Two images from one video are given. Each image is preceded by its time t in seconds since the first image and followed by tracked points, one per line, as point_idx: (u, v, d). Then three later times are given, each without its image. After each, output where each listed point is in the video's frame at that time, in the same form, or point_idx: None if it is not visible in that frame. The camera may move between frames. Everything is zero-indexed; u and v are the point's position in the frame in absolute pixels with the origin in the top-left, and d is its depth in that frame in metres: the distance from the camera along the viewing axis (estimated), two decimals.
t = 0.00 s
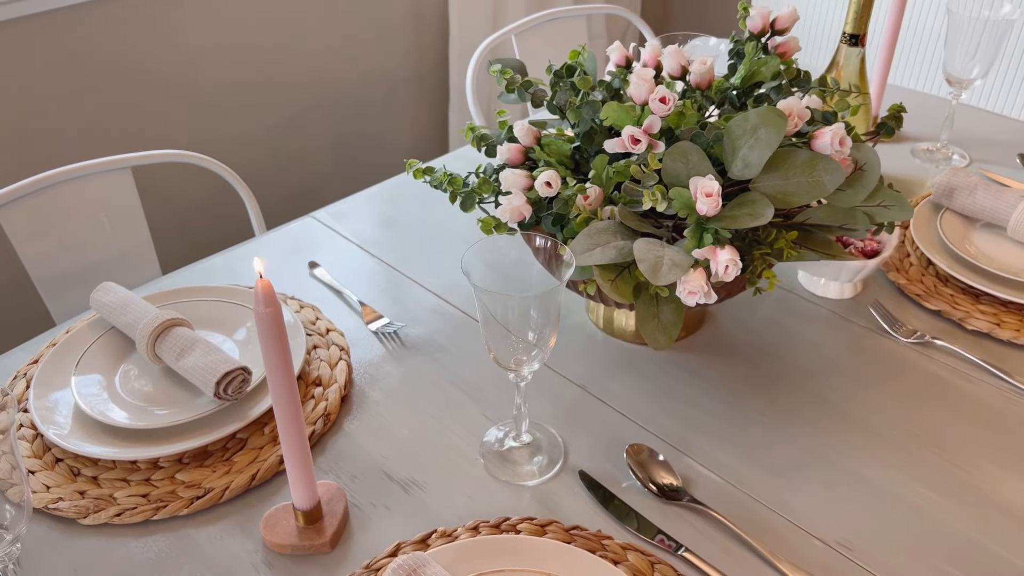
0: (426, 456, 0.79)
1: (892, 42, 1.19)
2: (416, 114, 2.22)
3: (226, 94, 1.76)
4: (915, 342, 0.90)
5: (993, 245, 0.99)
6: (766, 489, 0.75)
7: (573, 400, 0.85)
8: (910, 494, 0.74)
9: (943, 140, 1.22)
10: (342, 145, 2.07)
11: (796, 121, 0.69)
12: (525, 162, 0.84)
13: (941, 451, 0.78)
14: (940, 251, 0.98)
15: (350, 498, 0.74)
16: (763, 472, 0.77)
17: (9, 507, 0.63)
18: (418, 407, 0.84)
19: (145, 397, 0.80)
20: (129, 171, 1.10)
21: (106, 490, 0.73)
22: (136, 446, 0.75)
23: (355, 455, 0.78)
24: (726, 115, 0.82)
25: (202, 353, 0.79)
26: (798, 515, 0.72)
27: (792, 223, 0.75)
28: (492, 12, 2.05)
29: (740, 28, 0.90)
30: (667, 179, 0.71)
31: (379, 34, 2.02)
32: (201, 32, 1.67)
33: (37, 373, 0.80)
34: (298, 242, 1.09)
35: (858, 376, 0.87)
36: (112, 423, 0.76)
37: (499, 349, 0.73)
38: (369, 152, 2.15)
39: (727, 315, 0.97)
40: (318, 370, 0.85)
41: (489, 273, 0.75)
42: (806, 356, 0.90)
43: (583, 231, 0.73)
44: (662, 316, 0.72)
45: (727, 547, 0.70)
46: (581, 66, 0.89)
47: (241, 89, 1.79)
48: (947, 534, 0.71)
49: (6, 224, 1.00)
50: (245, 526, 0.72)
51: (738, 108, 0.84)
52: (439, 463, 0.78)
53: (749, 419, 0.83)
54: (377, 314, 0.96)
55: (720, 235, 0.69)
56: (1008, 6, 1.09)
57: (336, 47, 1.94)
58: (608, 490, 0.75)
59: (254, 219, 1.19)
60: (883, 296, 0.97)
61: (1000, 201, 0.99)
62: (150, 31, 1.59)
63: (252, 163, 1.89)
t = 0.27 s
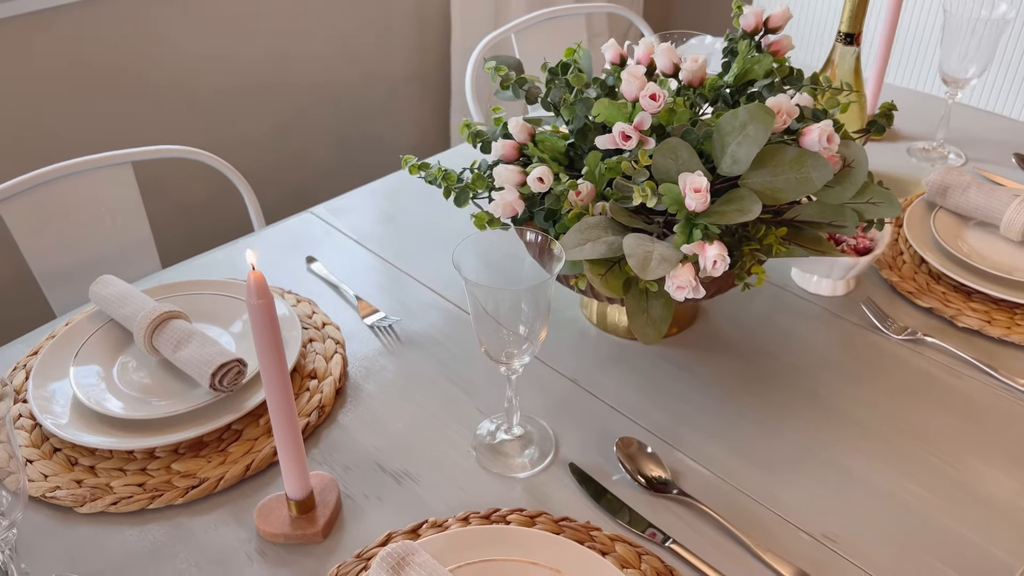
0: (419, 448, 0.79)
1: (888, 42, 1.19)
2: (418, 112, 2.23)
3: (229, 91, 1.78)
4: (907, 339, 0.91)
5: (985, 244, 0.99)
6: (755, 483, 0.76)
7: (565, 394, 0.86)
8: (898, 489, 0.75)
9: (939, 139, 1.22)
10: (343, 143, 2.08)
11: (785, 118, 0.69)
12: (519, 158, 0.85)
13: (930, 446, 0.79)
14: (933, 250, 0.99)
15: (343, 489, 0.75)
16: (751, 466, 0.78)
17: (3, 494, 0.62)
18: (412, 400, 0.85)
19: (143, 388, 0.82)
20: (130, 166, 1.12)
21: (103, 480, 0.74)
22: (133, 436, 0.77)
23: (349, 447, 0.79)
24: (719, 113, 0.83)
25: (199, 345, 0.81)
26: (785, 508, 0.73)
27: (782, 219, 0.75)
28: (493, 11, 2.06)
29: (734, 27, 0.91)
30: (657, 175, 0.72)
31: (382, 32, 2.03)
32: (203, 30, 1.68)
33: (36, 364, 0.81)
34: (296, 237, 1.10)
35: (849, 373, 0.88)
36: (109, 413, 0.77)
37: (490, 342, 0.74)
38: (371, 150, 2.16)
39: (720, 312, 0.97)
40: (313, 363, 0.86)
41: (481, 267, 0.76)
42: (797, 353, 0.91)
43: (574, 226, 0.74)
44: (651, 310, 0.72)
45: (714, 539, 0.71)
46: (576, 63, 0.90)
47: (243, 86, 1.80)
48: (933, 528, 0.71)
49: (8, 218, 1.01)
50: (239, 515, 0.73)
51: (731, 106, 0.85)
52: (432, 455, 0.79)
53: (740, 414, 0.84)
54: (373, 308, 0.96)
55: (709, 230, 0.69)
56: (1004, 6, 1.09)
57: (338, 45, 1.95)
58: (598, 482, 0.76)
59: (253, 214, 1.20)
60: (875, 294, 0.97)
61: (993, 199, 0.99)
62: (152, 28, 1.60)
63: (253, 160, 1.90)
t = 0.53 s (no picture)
0: (413, 444, 0.80)
1: (885, 43, 1.20)
2: (420, 111, 2.24)
3: (231, 90, 1.79)
4: (899, 339, 0.91)
5: (979, 245, 1.00)
6: (744, 480, 0.77)
7: (558, 392, 0.86)
8: (886, 486, 0.75)
9: (935, 140, 1.23)
10: (346, 142, 2.09)
11: (775, 119, 0.70)
12: (514, 158, 0.86)
13: (919, 445, 0.79)
14: (927, 251, 1.00)
15: (337, 484, 0.76)
16: (741, 463, 0.78)
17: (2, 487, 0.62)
18: (406, 396, 0.86)
19: (141, 383, 0.83)
20: (131, 165, 1.13)
21: (101, 473, 0.75)
22: (131, 430, 0.78)
23: (344, 442, 0.80)
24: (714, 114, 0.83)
25: (196, 341, 0.82)
26: (774, 505, 0.74)
27: (773, 219, 0.76)
28: (496, 11, 2.07)
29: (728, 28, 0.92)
30: (648, 175, 0.73)
31: (384, 32, 2.04)
32: (204, 30, 1.69)
33: (36, 360, 0.83)
34: (295, 235, 1.11)
35: (841, 372, 0.88)
36: (107, 407, 0.78)
37: (482, 340, 0.75)
38: (373, 149, 2.17)
39: (714, 311, 0.98)
40: (309, 360, 0.87)
41: (474, 265, 0.77)
42: (789, 352, 0.92)
43: (567, 225, 0.75)
44: (642, 309, 0.73)
45: (703, 535, 0.71)
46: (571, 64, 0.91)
47: (245, 86, 1.82)
48: (920, 525, 0.72)
49: (10, 215, 1.03)
50: (234, 509, 0.74)
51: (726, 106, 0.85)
52: (426, 451, 0.80)
53: (731, 412, 0.84)
54: (370, 305, 0.97)
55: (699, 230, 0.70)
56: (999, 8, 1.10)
57: (341, 44, 1.96)
58: (589, 479, 0.77)
59: (253, 213, 1.21)
60: (869, 294, 0.98)
61: (986, 200, 1.00)
62: (156, 27, 1.62)
63: (255, 159, 1.91)
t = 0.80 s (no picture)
0: (404, 444, 0.81)
1: (880, 47, 1.20)
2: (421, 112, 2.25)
3: (232, 91, 1.80)
4: (890, 341, 0.92)
5: (971, 248, 1.00)
6: (733, 480, 0.77)
7: (550, 392, 0.87)
8: (874, 487, 0.76)
9: (930, 144, 1.23)
10: (346, 143, 2.10)
11: (763, 122, 0.70)
12: (508, 160, 0.87)
13: (908, 446, 0.80)
14: (919, 253, 1.00)
15: (330, 483, 0.77)
16: (731, 464, 0.79)
17: None
18: (399, 396, 0.87)
19: (137, 382, 0.84)
20: (131, 165, 1.14)
21: (96, 471, 0.76)
22: (126, 429, 0.79)
23: (336, 442, 0.81)
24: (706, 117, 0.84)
25: (191, 340, 0.82)
26: (762, 505, 0.74)
27: (762, 222, 0.77)
28: (496, 14, 2.08)
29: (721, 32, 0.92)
30: (638, 178, 0.73)
31: (384, 34, 2.05)
32: (204, 31, 1.70)
33: (33, 358, 0.84)
34: (293, 236, 1.12)
35: (831, 374, 0.89)
36: (103, 406, 0.79)
37: (474, 341, 0.75)
38: (374, 150, 2.18)
39: (706, 312, 0.99)
40: (304, 359, 0.87)
41: (465, 265, 0.78)
42: (781, 353, 0.92)
43: (557, 227, 0.76)
44: (631, 310, 0.74)
45: (690, 535, 0.72)
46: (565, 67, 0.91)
47: (245, 87, 1.83)
48: (908, 526, 0.72)
49: (9, 215, 1.04)
50: (227, 507, 0.75)
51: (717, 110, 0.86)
52: (418, 450, 0.80)
53: (722, 412, 0.85)
54: (365, 306, 0.98)
55: (687, 232, 0.71)
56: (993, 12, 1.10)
57: (342, 45, 1.97)
58: (579, 478, 0.77)
59: (251, 213, 1.22)
60: (860, 296, 0.99)
61: (979, 203, 1.01)
62: (157, 28, 1.63)
63: (256, 160, 1.92)
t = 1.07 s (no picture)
0: (397, 445, 0.82)
1: (874, 51, 1.21)
2: (421, 116, 2.26)
3: (232, 94, 1.82)
4: (881, 344, 0.92)
5: (963, 251, 1.01)
6: (723, 480, 0.78)
7: (543, 394, 0.88)
8: (862, 488, 0.77)
9: (924, 147, 1.24)
10: (346, 146, 2.11)
11: (751, 127, 0.71)
12: (502, 164, 0.87)
13: (897, 448, 0.80)
14: (911, 257, 1.01)
15: (323, 483, 0.78)
16: (721, 465, 0.80)
17: None
18: (394, 397, 0.87)
19: (134, 383, 0.85)
20: (130, 169, 1.15)
21: (93, 471, 0.77)
22: (123, 429, 0.80)
23: (331, 442, 0.82)
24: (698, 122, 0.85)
25: (187, 342, 0.83)
26: (751, 506, 0.75)
27: (752, 225, 0.77)
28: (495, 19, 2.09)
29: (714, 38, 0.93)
30: (628, 182, 0.74)
31: (384, 38, 2.06)
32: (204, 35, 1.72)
33: (32, 360, 0.85)
34: (290, 239, 1.12)
35: (822, 376, 0.90)
36: (100, 407, 0.80)
37: (466, 343, 0.76)
38: (373, 153, 2.19)
39: (700, 314, 0.99)
40: (299, 361, 0.88)
41: (456, 266, 0.79)
42: (773, 355, 0.93)
43: (549, 230, 0.77)
44: (622, 313, 0.75)
45: (679, 535, 0.73)
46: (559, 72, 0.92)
47: (245, 91, 1.84)
48: (896, 527, 0.73)
49: (9, 218, 1.05)
50: (222, 506, 0.75)
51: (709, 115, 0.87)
52: (411, 451, 0.81)
53: (713, 414, 0.86)
54: (361, 308, 0.99)
55: (677, 235, 0.72)
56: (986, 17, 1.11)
57: (342, 48, 1.98)
58: (571, 479, 0.78)
59: (249, 215, 1.23)
60: (852, 299, 0.99)
61: (971, 208, 1.01)
62: (158, 31, 1.64)
63: (255, 163, 1.93)
